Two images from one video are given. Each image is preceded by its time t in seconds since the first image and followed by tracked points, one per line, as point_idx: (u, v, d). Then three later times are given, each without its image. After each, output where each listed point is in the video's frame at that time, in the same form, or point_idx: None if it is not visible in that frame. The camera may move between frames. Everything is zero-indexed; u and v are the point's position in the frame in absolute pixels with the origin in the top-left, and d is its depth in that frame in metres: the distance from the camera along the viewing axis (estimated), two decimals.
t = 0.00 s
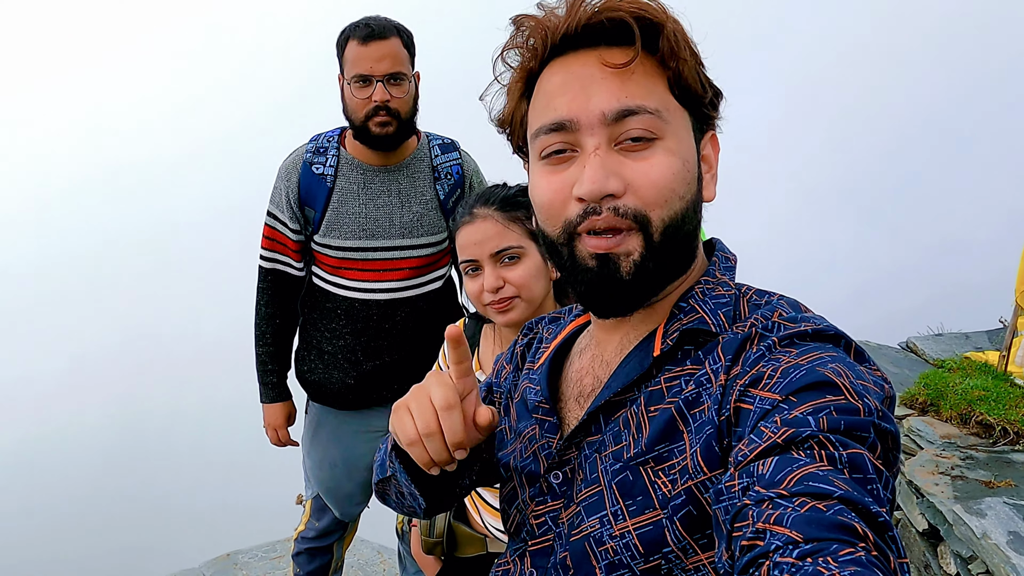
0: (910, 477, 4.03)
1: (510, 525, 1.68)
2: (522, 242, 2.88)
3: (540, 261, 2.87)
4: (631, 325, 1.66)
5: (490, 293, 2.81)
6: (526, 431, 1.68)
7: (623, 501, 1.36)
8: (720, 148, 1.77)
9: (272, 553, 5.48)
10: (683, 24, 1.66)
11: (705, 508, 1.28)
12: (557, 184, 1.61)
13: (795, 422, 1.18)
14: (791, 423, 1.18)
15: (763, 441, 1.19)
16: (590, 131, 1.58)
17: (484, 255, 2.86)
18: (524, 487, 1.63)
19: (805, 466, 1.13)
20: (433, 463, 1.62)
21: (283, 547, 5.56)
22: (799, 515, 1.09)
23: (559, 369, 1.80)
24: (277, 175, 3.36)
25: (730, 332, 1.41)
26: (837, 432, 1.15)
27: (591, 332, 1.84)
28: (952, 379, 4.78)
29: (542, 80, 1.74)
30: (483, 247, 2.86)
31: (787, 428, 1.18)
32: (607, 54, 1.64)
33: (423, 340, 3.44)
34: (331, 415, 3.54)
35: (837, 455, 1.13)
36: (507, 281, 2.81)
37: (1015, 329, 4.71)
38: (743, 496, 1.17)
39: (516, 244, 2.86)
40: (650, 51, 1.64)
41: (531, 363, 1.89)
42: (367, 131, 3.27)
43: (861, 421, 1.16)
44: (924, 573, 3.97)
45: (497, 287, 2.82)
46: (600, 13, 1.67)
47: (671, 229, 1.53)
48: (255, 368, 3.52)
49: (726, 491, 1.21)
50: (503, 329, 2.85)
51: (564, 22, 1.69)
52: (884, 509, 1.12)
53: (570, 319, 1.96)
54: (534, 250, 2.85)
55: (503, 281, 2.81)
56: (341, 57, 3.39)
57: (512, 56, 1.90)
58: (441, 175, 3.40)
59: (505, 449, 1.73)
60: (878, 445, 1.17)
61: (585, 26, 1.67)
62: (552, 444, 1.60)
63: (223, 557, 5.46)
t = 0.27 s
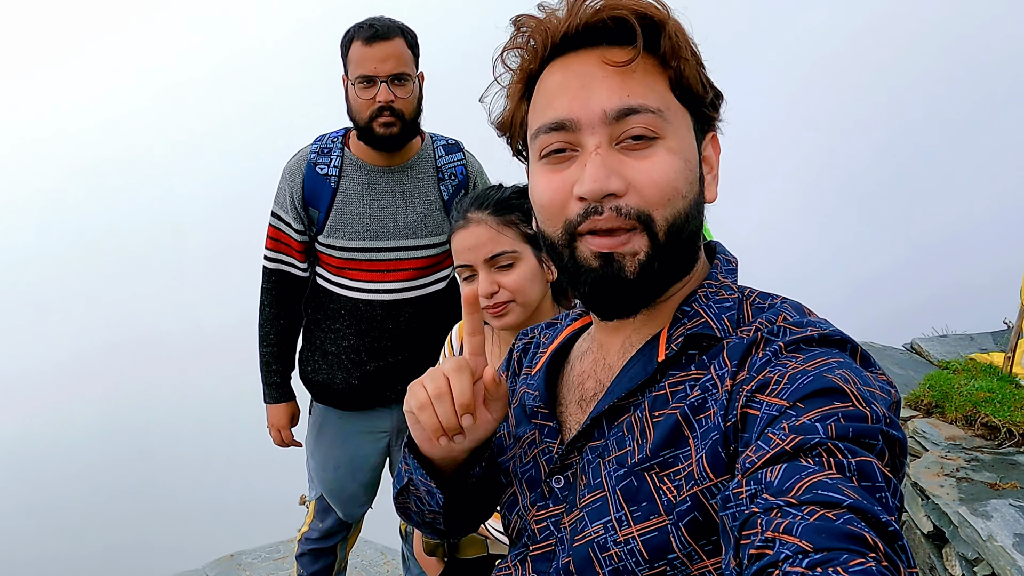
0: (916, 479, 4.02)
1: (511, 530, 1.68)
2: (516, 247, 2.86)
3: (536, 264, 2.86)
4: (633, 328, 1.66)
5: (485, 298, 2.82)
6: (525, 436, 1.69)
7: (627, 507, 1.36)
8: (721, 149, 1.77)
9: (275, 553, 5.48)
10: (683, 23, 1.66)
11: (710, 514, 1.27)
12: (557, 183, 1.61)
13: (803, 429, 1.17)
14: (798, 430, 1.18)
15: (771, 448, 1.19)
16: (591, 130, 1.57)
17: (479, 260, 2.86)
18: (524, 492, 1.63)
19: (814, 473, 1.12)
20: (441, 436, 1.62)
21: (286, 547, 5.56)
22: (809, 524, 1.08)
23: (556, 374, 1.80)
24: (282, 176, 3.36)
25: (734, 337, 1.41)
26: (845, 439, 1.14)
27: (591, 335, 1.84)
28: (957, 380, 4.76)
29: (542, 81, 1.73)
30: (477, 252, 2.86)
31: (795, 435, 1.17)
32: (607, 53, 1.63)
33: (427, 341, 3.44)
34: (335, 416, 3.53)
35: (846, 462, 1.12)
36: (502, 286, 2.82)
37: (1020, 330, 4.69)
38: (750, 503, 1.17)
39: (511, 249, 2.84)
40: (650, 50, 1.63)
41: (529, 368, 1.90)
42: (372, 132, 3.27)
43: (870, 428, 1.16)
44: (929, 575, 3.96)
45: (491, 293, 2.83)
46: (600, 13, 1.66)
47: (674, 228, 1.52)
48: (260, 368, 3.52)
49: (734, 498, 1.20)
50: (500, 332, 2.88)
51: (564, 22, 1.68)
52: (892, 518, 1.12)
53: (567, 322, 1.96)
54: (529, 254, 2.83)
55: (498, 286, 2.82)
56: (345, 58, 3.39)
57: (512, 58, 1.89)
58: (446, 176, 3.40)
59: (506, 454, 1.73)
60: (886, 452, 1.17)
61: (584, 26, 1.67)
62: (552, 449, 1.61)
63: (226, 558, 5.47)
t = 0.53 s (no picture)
0: (921, 478, 4.02)
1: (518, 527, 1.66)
2: (501, 273, 2.80)
3: (523, 286, 2.81)
4: (638, 324, 1.66)
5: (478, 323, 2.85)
6: (530, 435, 1.68)
7: (633, 502, 1.36)
8: (732, 147, 1.77)
9: (280, 552, 5.49)
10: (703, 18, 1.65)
11: (716, 508, 1.28)
12: (569, 172, 1.60)
13: (808, 422, 1.17)
14: (804, 424, 1.17)
15: (777, 442, 1.18)
16: (605, 121, 1.57)
17: (466, 290, 2.85)
18: (530, 490, 1.60)
19: (820, 467, 1.12)
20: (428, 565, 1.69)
21: (291, 546, 5.57)
22: (815, 517, 1.08)
23: (558, 373, 1.81)
24: (288, 173, 3.36)
25: (739, 331, 1.40)
26: (851, 432, 1.14)
27: (594, 333, 1.84)
28: (962, 379, 4.74)
29: (558, 68, 1.72)
30: (463, 283, 2.84)
31: (801, 428, 1.17)
32: (626, 44, 1.63)
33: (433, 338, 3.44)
34: (340, 414, 3.54)
35: (852, 455, 1.12)
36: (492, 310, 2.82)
37: None
38: (757, 497, 1.17)
39: (495, 278, 2.80)
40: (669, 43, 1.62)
41: (531, 368, 1.89)
42: (377, 129, 3.27)
43: (875, 420, 1.15)
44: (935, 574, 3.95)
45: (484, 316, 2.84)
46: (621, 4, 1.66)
47: (682, 223, 1.52)
48: (266, 366, 3.53)
49: (739, 493, 1.21)
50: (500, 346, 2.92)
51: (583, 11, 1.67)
52: (899, 511, 1.11)
53: (569, 321, 1.96)
54: (514, 279, 2.78)
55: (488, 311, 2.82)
56: (351, 55, 3.39)
57: (528, 43, 1.88)
58: (451, 173, 3.40)
59: (512, 452, 1.73)
60: (892, 445, 1.17)
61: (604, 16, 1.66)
62: (557, 445, 1.60)
63: (231, 557, 5.48)
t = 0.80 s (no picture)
0: (925, 479, 4.01)
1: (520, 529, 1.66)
2: (487, 311, 2.75)
3: (512, 318, 2.76)
4: (640, 325, 1.65)
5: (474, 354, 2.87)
6: (533, 436, 1.68)
7: (632, 504, 1.36)
8: (736, 148, 1.76)
9: (283, 553, 5.49)
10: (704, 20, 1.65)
11: (715, 511, 1.28)
12: (569, 174, 1.61)
13: (806, 426, 1.17)
14: (802, 428, 1.17)
15: (774, 445, 1.18)
16: (605, 123, 1.58)
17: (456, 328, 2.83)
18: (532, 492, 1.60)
19: (817, 471, 1.12)
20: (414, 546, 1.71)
21: (294, 547, 5.57)
22: (811, 521, 1.08)
23: (563, 376, 1.80)
24: (291, 175, 3.37)
25: (740, 334, 1.40)
26: (849, 437, 1.14)
27: (597, 335, 1.84)
28: (966, 380, 4.72)
29: (559, 71, 1.73)
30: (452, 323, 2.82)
31: (798, 432, 1.17)
32: (626, 46, 1.63)
33: (435, 339, 3.44)
34: (343, 414, 3.54)
35: (849, 460, 1.12)
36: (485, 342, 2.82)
37: None
38: (754, 500, 1.17)
39: (482, 318, 2.75)
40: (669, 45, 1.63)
41: (536, 369, 1.89)
42: (381, 131, 3.27)
43: (874, 425, 1.15)
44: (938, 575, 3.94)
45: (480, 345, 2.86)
46: (621, 7, 1.66)
47: (682, 224, 1.52)
48: (268, 366, 3.53)
49: (737, 496, 1.20)
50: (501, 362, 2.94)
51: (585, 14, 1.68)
52: (896, 515, 1.11)
53: (574, 322, 1.96)
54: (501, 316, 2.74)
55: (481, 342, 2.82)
56: (355, 57, 3.39)
57: (531, 47, 1.88)
58: (454, 174, 3.40)
59: (515, 453, 1.73)
60: (890, 450, 1.17)
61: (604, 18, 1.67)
62: (559, 447, 1.59)
63: (234, 557, 5.48)
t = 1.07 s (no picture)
0: (930, 481, 4.00)
1: (526, 529, 1.66)
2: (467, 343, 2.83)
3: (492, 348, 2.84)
4: (649, 325, 1.65)
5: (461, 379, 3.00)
6: (541, 434, 1.69)
7: (641, 505, 1.35)
8: (741, 138, 1.73)
9: (287, 553, 5.49)
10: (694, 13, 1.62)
11: (724, 513, 1.27)
12: (567, 183, 1.61)
13: (819, 430, 1.17)
14: (814, 431, 1.17)
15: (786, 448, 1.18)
16: (598, 130, 1.57)
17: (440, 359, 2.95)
18: (539, 490, 1.62)
19: (829, 475, 1.12)
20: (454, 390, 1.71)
21: (298, 547, 5.57)
22: (823, 525, 1.08)
23: (573, 373, 1.79)
24: (296, 174, 3.37)
25: (751, 336, 1.39)
26: (862, 441, 1.14)
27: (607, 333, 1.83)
28: (972, 381, 4.71)
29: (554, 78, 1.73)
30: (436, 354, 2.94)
31: (810, 435, 1.17)
32: (615, 49, 1.62)
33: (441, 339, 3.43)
34: (348, 414, 3.54)
35: (862, 464, 1.12)
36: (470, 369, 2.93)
37: None
38: (765, 504, 1.16)
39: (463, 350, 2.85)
40: (659, 43, 1.60)
41: (546, 366, 1.88)
42: (386, 131, 3.27)
43: (887, 430, 1.15)
44: None
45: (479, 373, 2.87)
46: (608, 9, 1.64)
47: (681, 225, 1.51)
48: (273, 366, 3.53)
49: (747, 499, 1.20)
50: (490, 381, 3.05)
51: (574, 19, 1.67)
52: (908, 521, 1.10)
53: (583, 321, 1.95)
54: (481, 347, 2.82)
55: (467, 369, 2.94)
56: (360, 56, 3.39)
57: (529, 56, 1.87)
58: (460, 174, 3.40)
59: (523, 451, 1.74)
60: (902, 454, 1.16)
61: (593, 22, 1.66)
62: (566, 446, 1.61)
63: (238, 557, 5.48)
